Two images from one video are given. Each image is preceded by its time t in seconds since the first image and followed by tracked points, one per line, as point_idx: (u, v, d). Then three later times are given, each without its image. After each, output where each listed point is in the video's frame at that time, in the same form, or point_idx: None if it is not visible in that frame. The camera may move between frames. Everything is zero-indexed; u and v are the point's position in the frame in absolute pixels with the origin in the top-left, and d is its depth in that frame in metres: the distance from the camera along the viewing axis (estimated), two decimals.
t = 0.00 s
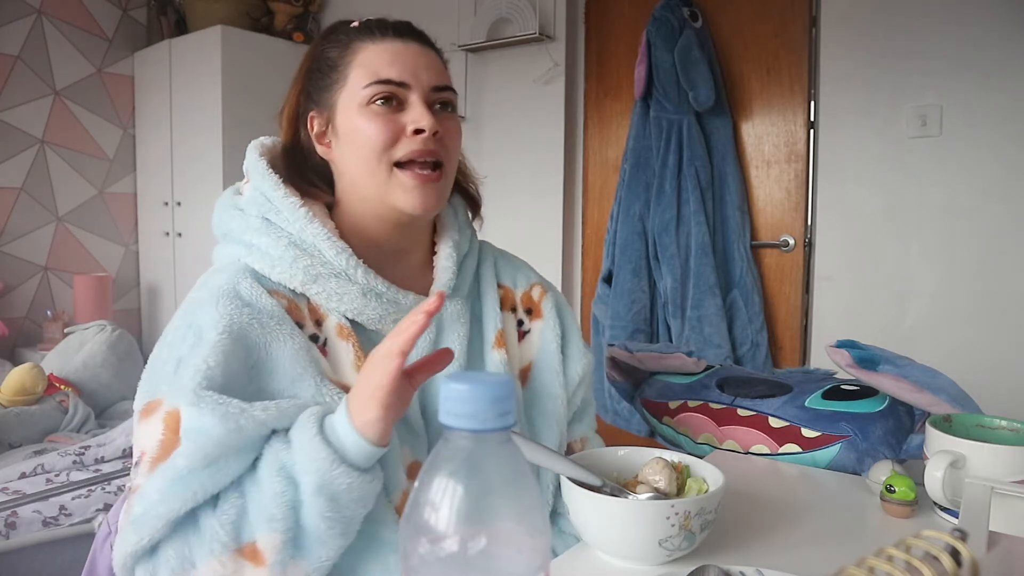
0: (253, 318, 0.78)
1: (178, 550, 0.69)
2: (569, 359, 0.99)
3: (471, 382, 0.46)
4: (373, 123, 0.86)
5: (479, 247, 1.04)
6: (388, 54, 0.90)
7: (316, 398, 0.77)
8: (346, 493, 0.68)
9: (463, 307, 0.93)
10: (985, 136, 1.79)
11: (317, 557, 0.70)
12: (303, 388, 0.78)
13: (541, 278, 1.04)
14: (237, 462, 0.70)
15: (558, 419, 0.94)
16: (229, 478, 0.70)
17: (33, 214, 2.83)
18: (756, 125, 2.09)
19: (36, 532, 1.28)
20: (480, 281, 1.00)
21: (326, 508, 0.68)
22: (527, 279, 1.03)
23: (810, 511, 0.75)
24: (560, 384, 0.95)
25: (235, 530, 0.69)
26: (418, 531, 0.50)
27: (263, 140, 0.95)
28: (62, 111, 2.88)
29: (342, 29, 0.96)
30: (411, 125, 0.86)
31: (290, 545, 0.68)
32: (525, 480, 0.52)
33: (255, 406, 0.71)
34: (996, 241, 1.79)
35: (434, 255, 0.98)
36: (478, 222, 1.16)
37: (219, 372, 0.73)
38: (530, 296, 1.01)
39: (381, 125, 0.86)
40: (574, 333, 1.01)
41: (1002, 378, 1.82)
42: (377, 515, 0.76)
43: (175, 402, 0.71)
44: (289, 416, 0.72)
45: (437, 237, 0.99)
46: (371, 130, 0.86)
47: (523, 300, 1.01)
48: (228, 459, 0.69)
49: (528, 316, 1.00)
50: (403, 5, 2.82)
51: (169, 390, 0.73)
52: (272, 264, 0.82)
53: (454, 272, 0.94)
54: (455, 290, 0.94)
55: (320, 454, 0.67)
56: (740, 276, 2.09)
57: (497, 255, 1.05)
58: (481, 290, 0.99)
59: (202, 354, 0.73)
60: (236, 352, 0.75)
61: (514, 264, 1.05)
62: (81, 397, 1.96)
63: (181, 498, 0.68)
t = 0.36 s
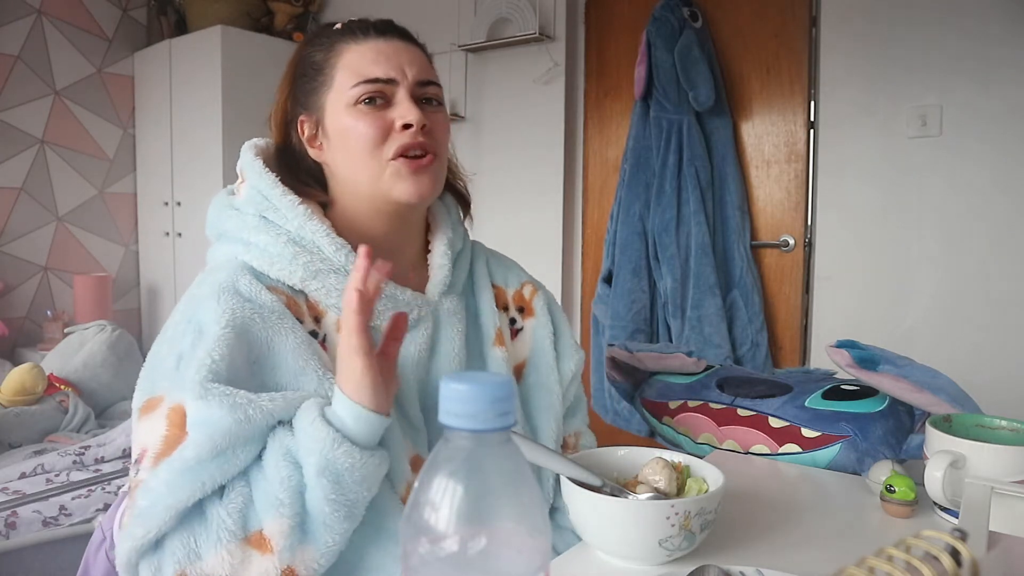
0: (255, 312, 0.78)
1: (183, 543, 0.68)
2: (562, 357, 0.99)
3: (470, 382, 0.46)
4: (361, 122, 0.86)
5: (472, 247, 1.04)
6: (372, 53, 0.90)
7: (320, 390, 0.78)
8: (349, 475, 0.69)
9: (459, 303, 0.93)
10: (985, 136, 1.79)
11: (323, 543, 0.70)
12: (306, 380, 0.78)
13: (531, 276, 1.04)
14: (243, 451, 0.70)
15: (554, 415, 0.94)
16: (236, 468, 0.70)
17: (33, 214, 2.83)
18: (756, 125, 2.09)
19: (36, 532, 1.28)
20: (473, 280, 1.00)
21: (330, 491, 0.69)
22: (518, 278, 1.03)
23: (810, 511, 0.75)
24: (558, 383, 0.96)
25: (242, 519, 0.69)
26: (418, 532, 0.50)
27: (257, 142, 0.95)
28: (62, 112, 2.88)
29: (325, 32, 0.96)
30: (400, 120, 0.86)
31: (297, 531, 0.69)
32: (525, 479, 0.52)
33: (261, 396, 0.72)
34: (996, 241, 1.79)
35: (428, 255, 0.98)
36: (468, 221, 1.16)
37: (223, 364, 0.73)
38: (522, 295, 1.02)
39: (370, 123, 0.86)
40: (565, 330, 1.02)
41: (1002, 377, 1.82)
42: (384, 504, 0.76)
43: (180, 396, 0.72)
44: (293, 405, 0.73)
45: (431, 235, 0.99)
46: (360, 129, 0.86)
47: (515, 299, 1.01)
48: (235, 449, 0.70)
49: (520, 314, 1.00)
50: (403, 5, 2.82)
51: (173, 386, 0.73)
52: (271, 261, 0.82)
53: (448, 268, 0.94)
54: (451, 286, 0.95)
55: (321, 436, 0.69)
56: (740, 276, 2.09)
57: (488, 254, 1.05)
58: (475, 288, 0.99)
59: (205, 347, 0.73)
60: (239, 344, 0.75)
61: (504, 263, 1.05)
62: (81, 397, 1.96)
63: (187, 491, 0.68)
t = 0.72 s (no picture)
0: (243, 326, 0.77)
1: (161, 557, 0.71)
2: (572, 363, 0.99)
3: (470, 382, 0.46)
4: (360, 129, 0.86)
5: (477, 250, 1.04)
6: (369, 57, 0.90)
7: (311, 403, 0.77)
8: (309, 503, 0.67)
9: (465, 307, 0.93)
10: (985, 136, 1.79)
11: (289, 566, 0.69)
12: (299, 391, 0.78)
13: (538, 281, 1.04)
14: (217, 469, 0.71)
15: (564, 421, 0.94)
16: (208, 485, 0.71)
17: (32, 213, 2.83)
18: (756, 125, 2.10)
19: (36, 532, 1.28)
20: (480, 284, 1.00)
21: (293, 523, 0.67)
22: (525, 283, 1.03)
23: (810, 511, 0.75)
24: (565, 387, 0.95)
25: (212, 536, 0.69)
26: (418, 531, 0.50)
27: (261, 141, 0.95)
28: (62, 111, 2.88)
29: (323, 32, 0.96)
30: (398, 130, 0.85)
31: (260, 556, 0.68)
32: (525, 479, 0.52)
33: (229, 413, 0.72)
34: (995, 241, 1.79)
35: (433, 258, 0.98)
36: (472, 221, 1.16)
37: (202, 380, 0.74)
38: (529, 301, 1.01)
39: (369, 133, 0.86)
40: (572, 335, 1.02)
41: (1002, 378, 1.82)
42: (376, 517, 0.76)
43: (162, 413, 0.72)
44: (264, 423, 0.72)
45: (437, 238, 0.98)
46: (359, 137, 0.86)
47: (522, 304, 1.01)
48: (204, 469, 0.70)
49: (528, 320, 1.00)
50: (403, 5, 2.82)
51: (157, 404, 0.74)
52: (277, 264, 0.82)
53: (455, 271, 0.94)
54: (456, 290, 0.94)
55: (279, 466, 0.66)
56: (740, 277, 2.09)
57: (494, 258, 1.05)
58: (481, 292, 0.99)
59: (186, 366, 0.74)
60: (222, 359, 0.75)
61: (511, 268, 1.05)
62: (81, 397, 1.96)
63: (164, 506, 0.70)
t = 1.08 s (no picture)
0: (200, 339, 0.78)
1: (120, 556, 0.73)
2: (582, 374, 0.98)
3: (471, 382, 0.46)
4: (349, 132, 0.86)
5: (488, 251, 1.04)
6: (361, 59, 0.89)
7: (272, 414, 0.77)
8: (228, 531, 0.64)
9: (460, 312, 0.92)
10: (985, 136, 1.79)
11: None
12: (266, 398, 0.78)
13: (553, 284, 1.03)
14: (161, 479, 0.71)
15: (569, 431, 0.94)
16: (152, 492, 0.71)
17: (32, 213, 2.83)
18: (756, 125, 2.10)
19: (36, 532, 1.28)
20: (487, 286, 1.00)
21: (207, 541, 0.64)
22: (538, 286, 1.02)
23: (811, 511, 0.75)
24: (571, 398, 0.95)
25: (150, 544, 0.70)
26: (418, 531, 0.50)
27: (265, 143, 0.96)
28: (62, 111, 2.88)
29: (322, 33, 0.96)
30: (385, 135, 0.85)
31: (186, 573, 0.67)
32: (525, 481, 0.52)
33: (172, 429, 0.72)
34: (996, 241, 1.79)
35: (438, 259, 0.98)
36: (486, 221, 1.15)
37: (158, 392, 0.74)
38: (540, 305, 1.01)
39: (356, 137, 0.85)
40: (585, 342, 1.01)
41: (1002, 377, 1.82)
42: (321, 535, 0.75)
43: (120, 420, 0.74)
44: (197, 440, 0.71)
45: (442, 239, 0.99)
46: (347, 140, 0.86)
47: (533, 309, 1.01)
48: (148, 478, 0.71)
49: (538, 326, 1.00)
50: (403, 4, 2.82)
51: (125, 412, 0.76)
52: (265, 270, 0.83)
53: (453, 275, 0.93)
54: (455, 294, 0.94)
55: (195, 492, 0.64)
56: (740, 277, 2.09)
57: (509, 259, 1.05)
58: (488, 295, 0.99)
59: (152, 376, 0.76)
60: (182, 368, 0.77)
61: (526, 269, 1.04)
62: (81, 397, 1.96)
63: (117, 506, 0.72)
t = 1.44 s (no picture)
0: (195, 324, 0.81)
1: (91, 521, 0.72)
2: (587, 381, 0.98)
3: (470, 382, 0.46)
4: (343, 131, 0.86)
5: (495, 252, 1.04)
6: (360, 57, 0.89)
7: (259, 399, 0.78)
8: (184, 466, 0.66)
9: (458, 312, 0.92)
10: (985, 136, 1.78)
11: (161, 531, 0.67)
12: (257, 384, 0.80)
13: (562, 288, 1.03)
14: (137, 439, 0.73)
15: (567, 439, 0.94)
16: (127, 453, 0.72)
17: (32, 213, 2.83)
18: (756, 125, 2.10)
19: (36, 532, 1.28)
20: (492, 288, 1.00)
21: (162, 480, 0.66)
22: (547, 291, 1.02)
23: (811, 512, 0.75)
24: (572, 408, 0.94)
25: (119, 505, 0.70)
26: (418, 532, 0.50)
27: (276, 141, 0.97)
28: (62, 111, 2.88)
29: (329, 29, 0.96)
30: (377, 133, 0.85)
31: (139, 516, 0.68)
32: (525, 480, 0.52)
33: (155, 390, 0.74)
34: (996, 240, 1.79)
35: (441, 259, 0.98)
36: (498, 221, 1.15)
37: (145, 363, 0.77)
38: (548, 310, 1.01)
39: (350, 135, 0.86)
40: (592, 346, 1.00)
41: (1002, 378, 1.82)
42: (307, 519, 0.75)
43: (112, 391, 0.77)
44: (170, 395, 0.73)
45: (445, 236, 0.99)
46: (342, 138, 0.86)
47: (539, 314, 1.01)
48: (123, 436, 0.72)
49: (544, 330, 1.00)
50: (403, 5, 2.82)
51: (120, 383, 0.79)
52: (262, 267, 0.84)
53: (452, 275, 0.93)
54: (454, 294, 0.94)
55: (154, 435, 0.66)
56: (740, 277, 2.09)
57: (517, 261, 1.04)
58: (492, 297, 1.00)
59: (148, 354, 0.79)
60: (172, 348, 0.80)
61: (534, 272, 1.04)
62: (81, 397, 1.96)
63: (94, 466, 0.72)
